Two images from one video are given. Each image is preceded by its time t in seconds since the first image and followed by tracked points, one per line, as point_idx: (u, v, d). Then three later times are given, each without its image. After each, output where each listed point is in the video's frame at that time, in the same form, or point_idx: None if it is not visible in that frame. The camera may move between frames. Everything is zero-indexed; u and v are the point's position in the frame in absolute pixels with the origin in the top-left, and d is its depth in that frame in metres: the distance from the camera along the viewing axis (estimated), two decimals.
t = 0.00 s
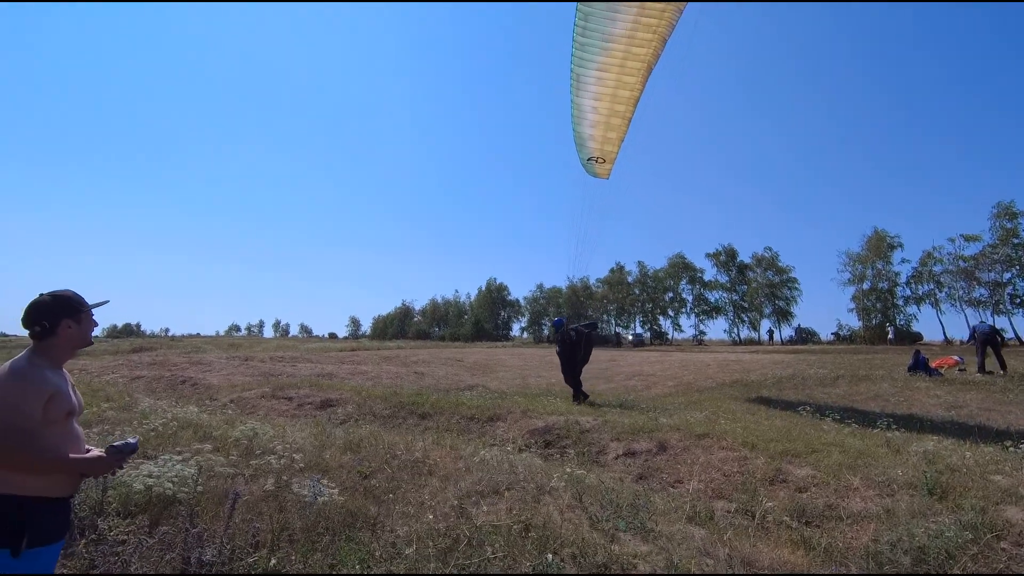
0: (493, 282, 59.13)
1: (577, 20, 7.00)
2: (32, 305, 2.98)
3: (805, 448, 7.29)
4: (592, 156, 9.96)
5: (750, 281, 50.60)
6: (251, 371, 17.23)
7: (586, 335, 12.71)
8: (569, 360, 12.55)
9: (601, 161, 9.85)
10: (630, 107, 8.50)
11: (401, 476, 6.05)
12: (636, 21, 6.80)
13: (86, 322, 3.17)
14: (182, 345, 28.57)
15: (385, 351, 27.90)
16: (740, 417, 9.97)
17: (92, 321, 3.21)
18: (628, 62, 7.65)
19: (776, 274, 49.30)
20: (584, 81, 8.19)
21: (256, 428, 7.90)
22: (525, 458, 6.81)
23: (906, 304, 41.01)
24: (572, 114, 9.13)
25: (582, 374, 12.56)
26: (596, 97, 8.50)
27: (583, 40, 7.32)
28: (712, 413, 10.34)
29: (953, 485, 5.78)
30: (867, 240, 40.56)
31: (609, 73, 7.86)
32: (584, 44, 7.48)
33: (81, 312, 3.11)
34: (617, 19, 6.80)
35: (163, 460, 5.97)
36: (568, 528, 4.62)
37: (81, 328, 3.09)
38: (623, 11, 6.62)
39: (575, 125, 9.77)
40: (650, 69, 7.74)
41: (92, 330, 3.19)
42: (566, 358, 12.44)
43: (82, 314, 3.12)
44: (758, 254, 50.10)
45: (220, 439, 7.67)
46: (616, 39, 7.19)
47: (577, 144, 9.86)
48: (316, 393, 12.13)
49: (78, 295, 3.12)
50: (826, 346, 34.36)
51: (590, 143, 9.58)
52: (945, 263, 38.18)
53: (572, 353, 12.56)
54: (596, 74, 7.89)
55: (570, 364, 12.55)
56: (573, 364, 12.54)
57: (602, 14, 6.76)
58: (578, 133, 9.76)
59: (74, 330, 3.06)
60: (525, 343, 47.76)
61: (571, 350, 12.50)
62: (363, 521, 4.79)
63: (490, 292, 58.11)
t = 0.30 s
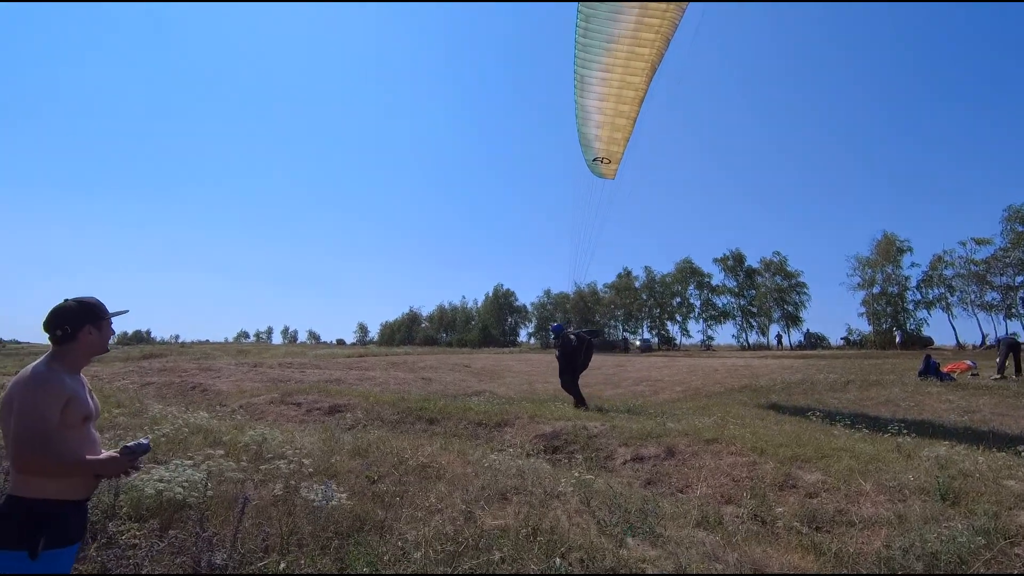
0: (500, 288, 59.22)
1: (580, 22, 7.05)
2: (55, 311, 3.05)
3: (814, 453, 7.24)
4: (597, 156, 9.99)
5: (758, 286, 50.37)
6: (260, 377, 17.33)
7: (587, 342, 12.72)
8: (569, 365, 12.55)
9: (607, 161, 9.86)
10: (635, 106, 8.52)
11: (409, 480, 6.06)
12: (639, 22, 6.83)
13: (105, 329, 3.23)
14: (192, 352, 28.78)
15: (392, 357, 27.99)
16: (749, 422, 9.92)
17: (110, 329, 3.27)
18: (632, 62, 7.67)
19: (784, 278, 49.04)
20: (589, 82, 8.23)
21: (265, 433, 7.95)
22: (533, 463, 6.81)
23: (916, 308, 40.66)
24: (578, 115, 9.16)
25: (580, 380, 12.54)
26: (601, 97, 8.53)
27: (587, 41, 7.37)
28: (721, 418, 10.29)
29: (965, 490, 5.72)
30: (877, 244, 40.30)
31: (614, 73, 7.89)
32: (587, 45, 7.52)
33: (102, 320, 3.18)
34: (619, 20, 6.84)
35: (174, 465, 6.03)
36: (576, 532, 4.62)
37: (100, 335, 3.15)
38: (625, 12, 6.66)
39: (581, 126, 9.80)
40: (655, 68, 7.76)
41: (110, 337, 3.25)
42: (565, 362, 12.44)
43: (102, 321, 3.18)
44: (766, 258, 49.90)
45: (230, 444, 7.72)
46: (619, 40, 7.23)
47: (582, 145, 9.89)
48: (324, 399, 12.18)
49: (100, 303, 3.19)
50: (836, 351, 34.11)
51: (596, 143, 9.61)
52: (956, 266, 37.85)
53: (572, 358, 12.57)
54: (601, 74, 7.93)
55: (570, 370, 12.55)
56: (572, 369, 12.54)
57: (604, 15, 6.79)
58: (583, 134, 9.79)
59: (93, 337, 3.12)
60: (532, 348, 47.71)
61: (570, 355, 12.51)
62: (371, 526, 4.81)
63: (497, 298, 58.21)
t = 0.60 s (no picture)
0: (506, 285, 59.29)
1: (570, 17, 7.07)
2: (70, 306, 3.09)
3: (822, 449, 7.22)
4: (593, 150, 9.99)
5: (765, 283, 50.16)
6: (267, 375, 17.42)
7: (588, 340, 12.75)
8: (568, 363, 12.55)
9: (603, 154, 9.89)
10: (629, 99, 8.52)
11: (417, 476, 6.09)
12: (631, 14, 6.85)
13: (117, 326, 3.27)
14: (200, 351, 28.94)
15: (399, 355, 28.09)
16: (756, 418, 9.89)
17: (122, 326, 3.31)
18: (624, 56, 7.69)
19: (791, 275, 48.79)
20: (582, 76, 8.24)
21: (273, 430, 8.00)
22: (540, 459, 6.84)
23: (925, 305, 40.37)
24: (572, 110, 9.18)
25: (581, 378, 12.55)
26: (595, 91, 8.54)
27: (578, 37, 7.38)
28: (728, 415, 10.27)
29: (975, 486, 5.69)
30: (884, 240, 40.04)
31: (607, 67, 7.90)
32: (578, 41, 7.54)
33: (115, 316, 3.22)
34: (610, 13, 6.85)
35: (185, 461, 6.09)
36: (583, 527, 4.63)
37: (113, 331, 3.20)
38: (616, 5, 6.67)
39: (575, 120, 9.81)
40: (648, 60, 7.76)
41: (122, 334, 3.29)
42: (565, 360, 12.45)
43: (114, 317, 3.22)
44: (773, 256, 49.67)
45: (239, 441, 7.79)
46: (611, 33, 7.24)
47: (578, 139, 9.89)
48: (332, 396, 12.24)
49: (113, 299, 3.23)
50: (844, 348, 33.93)
51: (591, 136, 9.63)
52: (965, 263, 37.54)
53: (572, 356, 12.59)
54: (594, 68, 7.94)
55: (569, 368, 12.56)
56: (571, 367, 12.55)
57: (596, 8, 6.82)
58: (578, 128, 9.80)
59: (106, 332, 3.17)
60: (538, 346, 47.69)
61: (571, 352, 12.53)
62: (379, 520, 4.84)
63: (503, 296, 58.29)
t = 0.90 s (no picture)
0: (512, 273, 59.33)
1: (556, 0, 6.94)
2: (79, 292, 3.10)
3: (831, 436, 7.20)
4: (586, 134, 9.90)
5: (774, 270, 49.85)
6: (277, 363, 17.56)
7: (589, 327, 12.70)
8: (569, 352, 12.55)
9: (596, 138, 9.79)
10: (619, 80, 8.41)
11: (425, 462, 6.13)
12: None
13: (126, 312, 3.30)
14: (210, 340, 29.24)
15: (407, 343, 28.22)
16: (764, 405, 9.87)
17: (131, 313, 3.34)
18: (613, 38, 7.57)
19: (800, 262, 48.44)
20: (571, 60, 8.13)
21: (283, 417, 8.08)
22: (547, 445, 6.87)
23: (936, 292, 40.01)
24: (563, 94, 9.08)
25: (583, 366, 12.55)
26: (585, 74, 8.43)
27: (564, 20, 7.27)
28: (735, 402, 10.25)
29: (985, 472, 5.67)
30: (895, 227, 39.62)
31: (595, 49, 7.79)
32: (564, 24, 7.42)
33: (123, 303, 3.25)
34: None
35: (196, 447, 6.16)
36: (590, 512, 4.66)
37: (122, 317, 3.23)
38: None
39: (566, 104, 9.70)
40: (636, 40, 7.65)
41: (130, 321, 3.32)
42: (566, 349, 12.45)
43: (123, 304, 3.26)
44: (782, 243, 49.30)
45: (249, 428, 7.87)
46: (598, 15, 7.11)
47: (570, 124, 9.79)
48: (340, 384, 12.33)
49: (120, 286, 3.26)
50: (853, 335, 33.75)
51: (584, 120, 9.54)
52: (978, 249, 37.11)
53: (573, 345, 12.57)
54: (582, 51, 7.83)
55: (570, 357, 12.58)
56: (572, 356, 12.56)
57: None
58: (569, 112, 9.70)
59: (115, 319, 3.19)
60: (545, 334, 47.77)
61: (572, 341, 12.51)
62: (387, 505, 4.89)
63: (510, 284, 58.35)
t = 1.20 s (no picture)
0: (518, 263, 59.29)
1: None
2: (88, 283, 3.12)
3: (839, 425, 7.17)
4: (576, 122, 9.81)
5: (781, 260, 49.53)
6: (284, 353, 17.67)
7: (587, 317, 12.68)
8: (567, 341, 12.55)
9: (586, 125, 9.71)
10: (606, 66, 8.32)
11: (433, 451, 6.16)
12: None
13: (134, 303, 3.32)
14: (219, 330, 29.46)
15: (413, 333, 28.33)
16: (771, 395, 9.84)
17: (139, 304, 3.36)
18: (597, 24, 7.47)
19: (808, 252, 48.10)
20: (556, 48, 8.03)
21: (291, 407, 8.14)
22: (555, 434, 6.88)
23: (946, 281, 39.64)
24: (550, 82, 8.98)
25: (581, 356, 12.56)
26: (571, 62, 8.33)
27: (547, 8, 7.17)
28: (742, 392, 10.23)
29: (995, 461, 5.64)
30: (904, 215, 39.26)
31: (581, 36, 7.69)
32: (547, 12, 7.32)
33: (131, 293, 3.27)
34: None
35: (207, 436, 6.22)
36: (598, 501, 4.67)
37: (131, 308, 3.25)
38: None
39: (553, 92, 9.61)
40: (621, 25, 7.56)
41: (138, 311, 3.34)
42: (565, 339, 12.46)
43: (131, 295, 3.27)
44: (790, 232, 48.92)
45: (259, 417, 7.94)
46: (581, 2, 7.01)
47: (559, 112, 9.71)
48: (347, 374, 12.39)
49: (129, 276, 3.28)
50: (861, 325, 33.56)
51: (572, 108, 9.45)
52: (989, 238, 36.67)
53: (572, 335, 12.57)
54: (567, 39, 7.73)
55: (568, 346, 12.58)
56: (570, 346, 12.57)
57: None
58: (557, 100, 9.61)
59: (124, 310, 3.21)
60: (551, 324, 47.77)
61: (570, 331, 12.50)
62: (395, 493, 4.93)
63: (515, 275, 58.31)
